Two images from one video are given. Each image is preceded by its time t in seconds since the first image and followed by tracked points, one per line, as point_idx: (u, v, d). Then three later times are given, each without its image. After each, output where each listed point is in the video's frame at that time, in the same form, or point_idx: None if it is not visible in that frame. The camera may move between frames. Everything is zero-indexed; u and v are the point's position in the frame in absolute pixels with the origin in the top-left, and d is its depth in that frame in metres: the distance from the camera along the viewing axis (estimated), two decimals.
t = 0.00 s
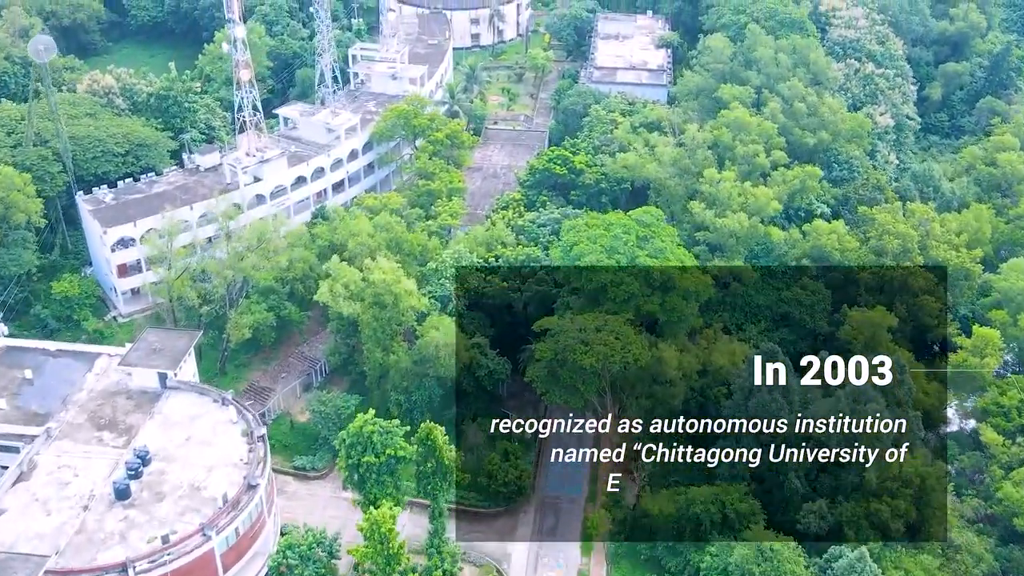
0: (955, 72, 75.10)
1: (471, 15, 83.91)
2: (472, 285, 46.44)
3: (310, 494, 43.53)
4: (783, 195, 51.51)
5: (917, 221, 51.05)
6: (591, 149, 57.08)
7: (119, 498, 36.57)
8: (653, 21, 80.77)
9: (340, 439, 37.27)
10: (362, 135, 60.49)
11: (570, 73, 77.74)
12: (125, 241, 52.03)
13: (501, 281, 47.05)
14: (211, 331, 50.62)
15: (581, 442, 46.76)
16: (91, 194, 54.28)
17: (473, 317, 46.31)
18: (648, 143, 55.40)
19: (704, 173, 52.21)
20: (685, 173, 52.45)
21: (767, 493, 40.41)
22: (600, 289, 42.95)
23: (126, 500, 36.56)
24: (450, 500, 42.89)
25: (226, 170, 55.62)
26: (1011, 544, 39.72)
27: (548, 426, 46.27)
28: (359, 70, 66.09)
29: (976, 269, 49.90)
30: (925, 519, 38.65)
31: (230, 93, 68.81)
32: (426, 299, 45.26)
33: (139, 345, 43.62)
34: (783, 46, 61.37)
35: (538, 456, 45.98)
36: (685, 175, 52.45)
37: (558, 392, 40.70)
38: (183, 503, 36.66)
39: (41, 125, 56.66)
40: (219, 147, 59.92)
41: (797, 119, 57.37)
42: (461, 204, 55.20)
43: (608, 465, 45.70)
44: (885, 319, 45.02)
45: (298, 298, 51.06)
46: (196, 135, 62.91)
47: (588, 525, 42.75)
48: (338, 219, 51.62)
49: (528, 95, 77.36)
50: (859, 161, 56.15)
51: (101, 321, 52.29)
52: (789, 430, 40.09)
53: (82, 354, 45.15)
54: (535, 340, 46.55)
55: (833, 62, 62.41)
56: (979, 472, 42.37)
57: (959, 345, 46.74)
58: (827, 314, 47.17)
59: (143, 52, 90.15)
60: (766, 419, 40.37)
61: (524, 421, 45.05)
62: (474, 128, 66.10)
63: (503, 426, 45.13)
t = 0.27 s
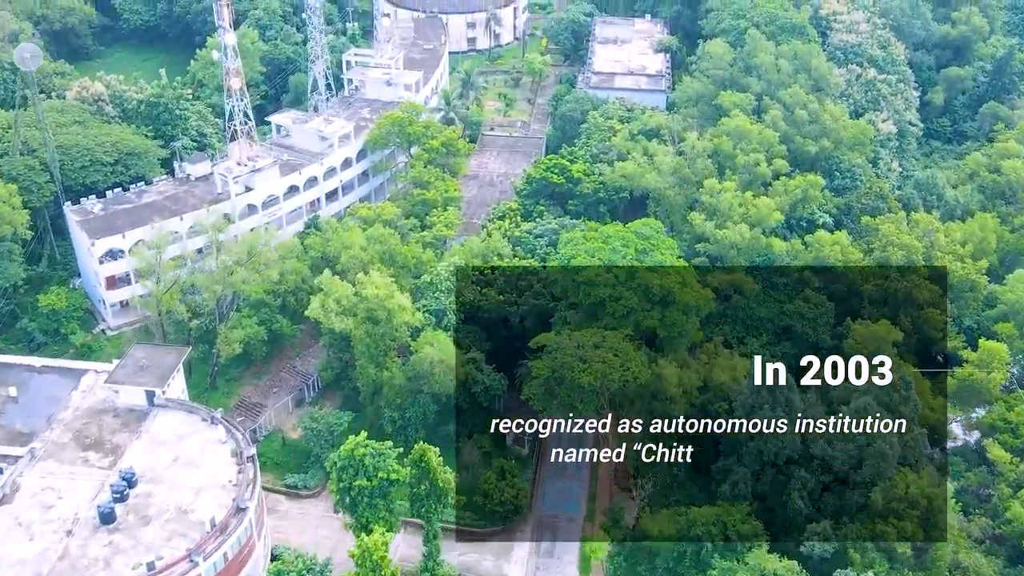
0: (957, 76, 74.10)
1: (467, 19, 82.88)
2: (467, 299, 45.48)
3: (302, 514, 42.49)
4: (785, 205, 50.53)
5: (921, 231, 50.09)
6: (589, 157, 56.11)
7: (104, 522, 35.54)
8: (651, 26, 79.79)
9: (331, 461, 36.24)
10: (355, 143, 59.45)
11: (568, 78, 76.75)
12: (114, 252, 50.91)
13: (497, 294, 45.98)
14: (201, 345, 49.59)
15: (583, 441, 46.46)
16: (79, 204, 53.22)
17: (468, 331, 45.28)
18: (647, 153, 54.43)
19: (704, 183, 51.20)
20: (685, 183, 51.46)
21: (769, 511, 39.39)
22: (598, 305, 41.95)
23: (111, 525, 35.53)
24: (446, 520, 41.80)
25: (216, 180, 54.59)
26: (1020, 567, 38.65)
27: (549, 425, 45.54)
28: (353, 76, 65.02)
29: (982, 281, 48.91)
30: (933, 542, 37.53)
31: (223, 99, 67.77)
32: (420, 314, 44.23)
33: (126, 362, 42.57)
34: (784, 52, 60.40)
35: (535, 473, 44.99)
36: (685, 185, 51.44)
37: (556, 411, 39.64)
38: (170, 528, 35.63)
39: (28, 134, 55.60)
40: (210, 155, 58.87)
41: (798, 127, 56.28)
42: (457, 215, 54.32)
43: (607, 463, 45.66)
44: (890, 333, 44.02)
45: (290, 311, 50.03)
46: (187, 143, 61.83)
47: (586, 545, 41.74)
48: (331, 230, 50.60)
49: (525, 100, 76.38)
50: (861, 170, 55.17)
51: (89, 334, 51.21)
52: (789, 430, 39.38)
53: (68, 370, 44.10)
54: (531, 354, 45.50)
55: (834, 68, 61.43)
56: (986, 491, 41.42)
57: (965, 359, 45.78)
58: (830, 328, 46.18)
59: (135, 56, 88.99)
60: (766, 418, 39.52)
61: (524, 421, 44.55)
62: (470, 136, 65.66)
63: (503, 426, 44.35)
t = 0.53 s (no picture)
0: (960, 81, 73.14)
1: (464, 23, 81.85)
2: (462, 312, 44.46)
3: (294, 534, 41.44)
4: (787, 216, 49.54)
5: (927, 243, 49.21)
6: (587, 166, 55.15)
7: (88, 548, 34.48)
8: (650, 30, 78.78)
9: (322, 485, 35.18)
10: (349, 151, 58.38)
11: (565, 83, 75.80)
12: (102, 265, 49.78)
13: (494, 308, 44.97)
14: (191, 359, 48.49)
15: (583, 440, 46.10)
16: (67, 215, 52.10)
17: (463, 346, 44.21)
18: (646, 162, 53.43)
19: (705, 193, 50.18)
20: (685, 193, 50.46)
21: (771, 532, 38.57)
22: (596, 321, 40.99)
23: (96, 551, 34.47)
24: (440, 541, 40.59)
25: (207, 190, 53.52)
26: None
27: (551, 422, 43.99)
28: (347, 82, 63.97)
29: (988, 293, 47.96)
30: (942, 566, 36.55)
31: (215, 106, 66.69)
32: (414, 329, 43.17)
33: (112, 379, 41.48)
34: (785, 58, 59.39)
35: (532, 490, 43.79)
36: (685, 195, 50.44)
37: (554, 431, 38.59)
38: (156, 554, 34.60)
39: (15, 143, 54.46)
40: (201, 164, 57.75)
41: (800, 135, 55.30)
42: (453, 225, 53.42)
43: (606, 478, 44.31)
44: (895, 347, 42.85)
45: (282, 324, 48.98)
46: (179, 151, 60.74)
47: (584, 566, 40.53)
48: (323, 242, 49.54)
49: (522, 105, 75.40)
50: (864, 179, 54.22)
51: (78, 348, 50.11)
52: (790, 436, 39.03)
53: (53, 387, 43.02)
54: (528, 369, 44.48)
55: (836, 74, 60.44)
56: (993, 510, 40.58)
57: (971, 374, 44.85)
58: (833, 341, 45.26)
59: (128, 60, 87.97)
60: (766, 422, 39.35)
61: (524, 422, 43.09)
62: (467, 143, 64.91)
63: (502, 426, 43.47)
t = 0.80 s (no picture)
0: (963, 86, 72.12)
1: (461, 27, 80.83)
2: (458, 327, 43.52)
3: (285, 556, 40.35)
4: (789, 227, 48.52)
5: (933, 255, 48.08)
6: (586, 176, 54.17)
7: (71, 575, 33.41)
8: (649, 34, 77.76)
9: (313, 511, 34.14)
10: (344, 160, 57.35)
11: (563, 88, 74.81)
12: (90, 277, 48.63)
13: (490, 322, 44.02)
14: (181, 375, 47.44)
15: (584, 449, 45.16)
16: (54, 226, 50.99)
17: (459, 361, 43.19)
18: (645, 172, 52.43)
19: (705, 204, 49.17)
20: (685, 204, 49.42)
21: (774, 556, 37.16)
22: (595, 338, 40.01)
23: None
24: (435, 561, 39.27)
25: (199, 201, 52.50)
26: None
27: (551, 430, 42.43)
28: (341, 89, 62.90)
29: (996, 306, 46.90)
30: None
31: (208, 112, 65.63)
32: (409, 345, 42.13)
33: (99, 397, 40.40)
34: (787, 64, 58.37)
35: (529, 510, 42.59)
36: (685, 206, 49.40)
37: (552, 451, 37.51)
38: None
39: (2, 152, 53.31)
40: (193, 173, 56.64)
41: (803, 144, 54.29)
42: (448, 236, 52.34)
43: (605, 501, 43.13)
44: (900, 363, 42.06)
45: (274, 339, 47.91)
46: (170, 160, 59.59)
47: None
48: (316, 254, 48.48)
49: (519, 111, 74.39)
50: (867, 188, 53.22)
51: (65, 363, 48.98)
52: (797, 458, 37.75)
53: (39, 405, 41.93)
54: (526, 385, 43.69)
55: (839, 81, 59.44)
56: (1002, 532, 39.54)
57: (979, 389, 43.84)
58: (836, 356, 44.42)
59: (121, 64, 86.81)
60: (772, 447, 37.75)
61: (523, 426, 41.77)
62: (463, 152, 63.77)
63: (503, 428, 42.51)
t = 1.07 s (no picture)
0: (967, 91, 71.08)
1: (458, 31, 79.69)
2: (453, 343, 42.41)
3: None
4: (792, 239, 47.51)
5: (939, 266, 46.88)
6: (584, 186, 53.19)
7: None
8: (648, 39, 76.73)
9: (304, 538, 33.10)
10: (338, 168, 56.28)
11: (561, 93, 73.80)
12: (78, 290, 47.53)
13: (487, 338, 43.01)
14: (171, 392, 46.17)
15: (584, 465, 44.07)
16: (42, 238, 49.89)
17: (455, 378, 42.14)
18: (645, 182, 51.46)
19: (706, 216, 48.19)
20: (686, 216, 48.43)
21: None
22: (594, 356, 38.93)
23: None
24: None
25: (189, 211, 51.36)
26: None
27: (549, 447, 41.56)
28: (336, 96, 61.88)
29: (1003, 320, 45.88)
30: None
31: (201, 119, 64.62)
32: (403, 362, 41.11)
33: (85, 416, 39.31)
34: (789, 71, 57.39)
35: (526, 531, 41.60)
36: (686, 217, 48.39)
37: (550, 475, 36.48)
38: None
39: None
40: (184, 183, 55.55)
41: (806, 153, 53.28)
42: (444, 248, 51.32)
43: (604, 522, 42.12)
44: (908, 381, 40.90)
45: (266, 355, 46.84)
46: (161, 168, 58.55)
47: None
48: (309, 267, 47.44)
49: (517, 117, 73.36)
50: (871, 198, 52.27)
51: (52, 378, 47.79)
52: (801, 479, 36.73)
53: (24, 424, 40.86)
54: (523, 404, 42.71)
55: (842, 88, 58.48)
56: (1011, 553, 38.58)
57: (986, 406, 42.85)
58: (842, 372, 43.18)
59: (114, 69, 85.77)
60: (775, 466, 36.80)
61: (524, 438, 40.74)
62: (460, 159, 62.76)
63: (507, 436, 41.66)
